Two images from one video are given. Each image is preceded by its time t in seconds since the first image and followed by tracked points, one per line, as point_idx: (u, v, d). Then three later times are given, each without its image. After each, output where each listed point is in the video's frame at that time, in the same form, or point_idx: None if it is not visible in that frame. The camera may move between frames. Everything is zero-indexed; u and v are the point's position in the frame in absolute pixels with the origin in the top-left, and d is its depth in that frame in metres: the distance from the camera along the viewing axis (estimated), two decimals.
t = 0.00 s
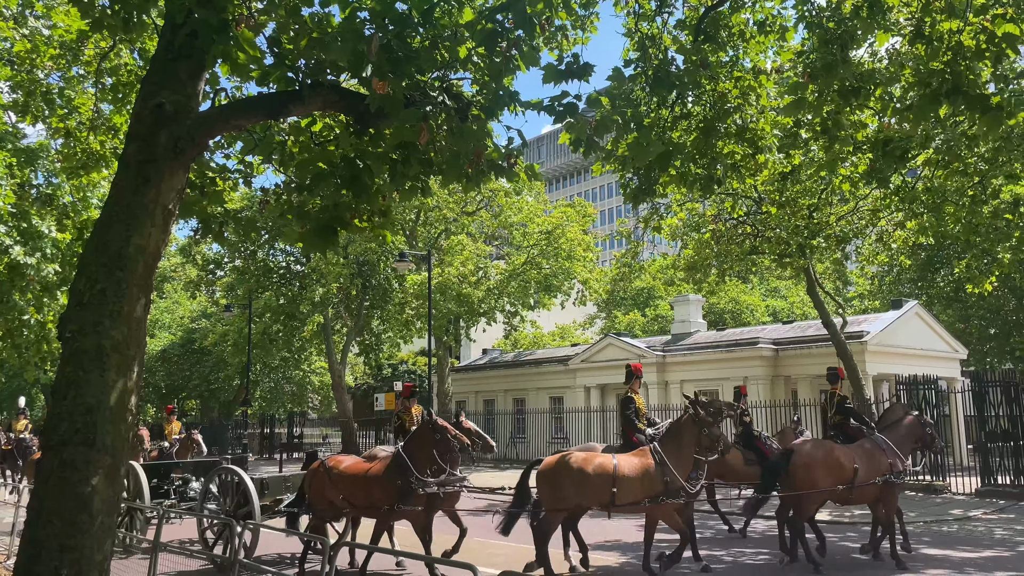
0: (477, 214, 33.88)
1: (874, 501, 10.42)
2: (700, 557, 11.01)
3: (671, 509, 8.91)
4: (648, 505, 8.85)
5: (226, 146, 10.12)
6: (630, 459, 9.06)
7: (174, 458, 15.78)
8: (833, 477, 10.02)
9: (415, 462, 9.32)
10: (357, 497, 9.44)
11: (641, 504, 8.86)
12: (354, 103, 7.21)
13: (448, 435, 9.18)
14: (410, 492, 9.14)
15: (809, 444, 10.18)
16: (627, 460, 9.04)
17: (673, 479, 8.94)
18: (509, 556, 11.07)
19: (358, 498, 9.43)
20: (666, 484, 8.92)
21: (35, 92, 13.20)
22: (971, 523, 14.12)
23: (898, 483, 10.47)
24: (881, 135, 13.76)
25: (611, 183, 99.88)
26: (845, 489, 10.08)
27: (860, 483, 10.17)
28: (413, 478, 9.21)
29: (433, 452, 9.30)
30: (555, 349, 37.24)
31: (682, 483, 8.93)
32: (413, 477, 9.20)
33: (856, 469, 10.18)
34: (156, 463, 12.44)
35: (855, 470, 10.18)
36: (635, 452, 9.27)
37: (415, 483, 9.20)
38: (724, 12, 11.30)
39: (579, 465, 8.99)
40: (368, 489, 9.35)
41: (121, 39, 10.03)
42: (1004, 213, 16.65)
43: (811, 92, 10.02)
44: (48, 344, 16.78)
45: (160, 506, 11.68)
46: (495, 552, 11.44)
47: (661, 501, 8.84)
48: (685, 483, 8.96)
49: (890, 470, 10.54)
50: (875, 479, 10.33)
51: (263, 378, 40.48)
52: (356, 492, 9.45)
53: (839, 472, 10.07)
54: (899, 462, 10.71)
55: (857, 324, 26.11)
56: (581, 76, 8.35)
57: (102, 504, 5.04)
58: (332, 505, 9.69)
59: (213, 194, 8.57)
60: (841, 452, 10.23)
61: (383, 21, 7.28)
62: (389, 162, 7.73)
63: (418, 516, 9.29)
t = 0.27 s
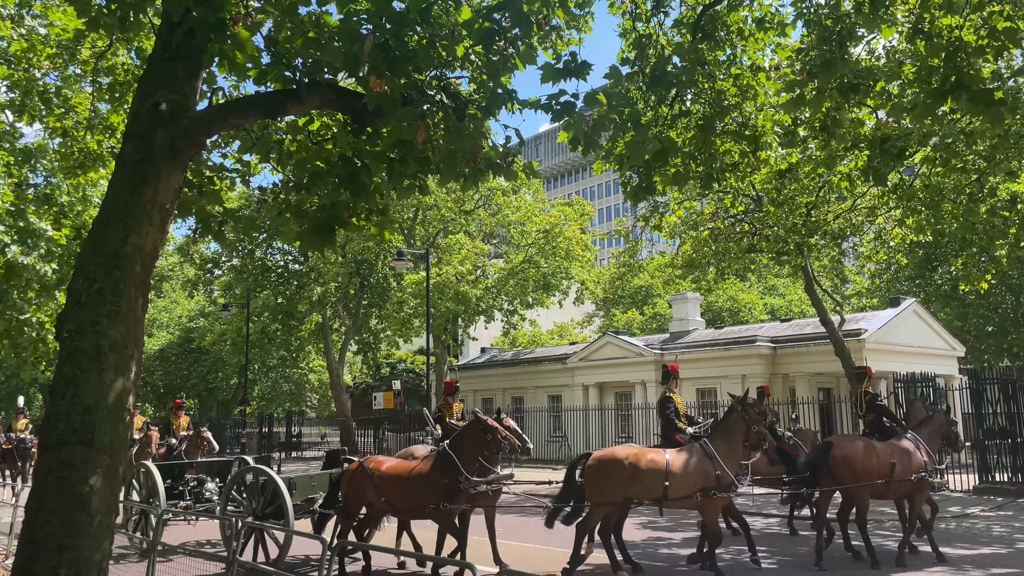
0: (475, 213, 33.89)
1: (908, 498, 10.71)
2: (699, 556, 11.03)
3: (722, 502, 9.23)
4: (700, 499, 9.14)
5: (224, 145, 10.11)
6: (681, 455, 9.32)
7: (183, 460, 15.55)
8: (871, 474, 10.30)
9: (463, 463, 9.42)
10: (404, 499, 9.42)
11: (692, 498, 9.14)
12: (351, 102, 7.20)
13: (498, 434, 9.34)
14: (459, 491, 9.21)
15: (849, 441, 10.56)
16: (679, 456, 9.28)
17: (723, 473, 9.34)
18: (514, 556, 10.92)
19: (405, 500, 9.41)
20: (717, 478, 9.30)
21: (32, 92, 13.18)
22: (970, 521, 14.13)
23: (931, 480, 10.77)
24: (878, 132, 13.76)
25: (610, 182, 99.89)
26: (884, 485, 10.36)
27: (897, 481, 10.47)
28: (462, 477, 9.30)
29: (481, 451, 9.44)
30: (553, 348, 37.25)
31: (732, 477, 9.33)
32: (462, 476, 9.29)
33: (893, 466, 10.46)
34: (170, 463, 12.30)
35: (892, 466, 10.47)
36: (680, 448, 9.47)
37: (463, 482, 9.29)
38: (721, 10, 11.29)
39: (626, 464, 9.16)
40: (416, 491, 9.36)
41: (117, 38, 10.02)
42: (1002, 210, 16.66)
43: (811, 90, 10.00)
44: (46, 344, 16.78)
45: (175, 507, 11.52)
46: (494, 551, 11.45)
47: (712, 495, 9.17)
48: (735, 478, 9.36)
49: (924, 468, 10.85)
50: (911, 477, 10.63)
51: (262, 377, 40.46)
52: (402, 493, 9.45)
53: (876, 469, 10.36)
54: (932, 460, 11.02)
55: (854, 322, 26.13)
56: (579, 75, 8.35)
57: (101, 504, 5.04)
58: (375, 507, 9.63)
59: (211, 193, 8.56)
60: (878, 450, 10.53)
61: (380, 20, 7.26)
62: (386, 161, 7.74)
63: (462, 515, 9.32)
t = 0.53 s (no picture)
0: (474, 210, 33.88)
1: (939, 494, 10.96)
2: (698, 553, 11.04)
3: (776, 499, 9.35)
4: (756, 496, 9.20)
5: (222, 143, 10.10)
6: (736, 451, 9.36)
7: (194, 457, 15.39)
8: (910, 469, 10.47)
9: (514, 458, 9.23)
10: (454, 494, 9.20)
11: (747, 494, 9.19)
12: (349, 101, 7.19)
13: (552, 430, 9.18)
14: (512, 487, 9.03)
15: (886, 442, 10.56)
16: (736, 453, 9.34)
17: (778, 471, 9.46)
18: (520, 555, 10.80)
19: (455, 495, 9.18)
20: (772, 476, 9.40)
21: (30, 91, 13.16)
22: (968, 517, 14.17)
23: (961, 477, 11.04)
24: (877, 129, 13.77)
25: (609, 179, 99.88)
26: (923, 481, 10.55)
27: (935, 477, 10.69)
28: (515, 474, 9.11)
29: (533, 447, 9.25)
30: (551, 345, 37.28)
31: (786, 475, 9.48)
32: (514, 473, 9.10)
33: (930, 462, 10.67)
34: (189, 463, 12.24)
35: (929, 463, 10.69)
36: (729, 446, 9.37)
37: (516, 478, 9.11)
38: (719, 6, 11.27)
39: (680, 461, 8.99)
40: (468, 486, 9.15)
41: (115, 37, 10.00)
42: (1000, 207, 16.67)
43: (811, 87, 10.00)
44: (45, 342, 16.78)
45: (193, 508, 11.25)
46: (493, 549, 11.45)
47: (767, 492, 9.22)
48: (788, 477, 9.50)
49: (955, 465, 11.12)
50: (946, 473, 10.87)
51: (261, 375, 40.46)
52: (452, 488, 9.21)
53: (915, 465, 10.54)
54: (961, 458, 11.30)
55: (853, 319, 26.16)
56: (577, 72, 8.35)
57: (100, 503, 5.03)
58: (419, 503, 9.33)
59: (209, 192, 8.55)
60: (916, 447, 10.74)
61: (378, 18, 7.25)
62: (384, 160, 7.75)
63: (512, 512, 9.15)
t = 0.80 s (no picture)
0: (473, 207, 33.87)
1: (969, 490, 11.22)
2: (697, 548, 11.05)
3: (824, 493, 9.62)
4: (810, 488, 9.52)
5: (220, 140, 10.07)
6: (788, 446, 9.64)
7: (205, 455, 15.37)
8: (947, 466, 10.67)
9: (567, 453, 8.99)
10: (509, 491, 8.99)
11: (802, 487, 9.48)
12: (348, 97, 7.17)
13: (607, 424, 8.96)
14: (567, 484, 8.82)
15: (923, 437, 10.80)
16: (788, 447, 9.63)
17: (829, 464, 9.78)
18: (518, 551, 10.82)
19: (511, 494, 8.97)
20: (822, 468, 9.72)
21: (27, 88, 13.12)
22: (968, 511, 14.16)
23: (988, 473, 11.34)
24: (876, 125, 13.73)
25: (609, 175, 99.87)
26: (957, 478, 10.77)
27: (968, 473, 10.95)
28: (570, 470, 8.90)
29: (586, 442, 9.03)
30: (550, 341, 37.29)
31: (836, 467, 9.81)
32: (570, 469, 8.89)
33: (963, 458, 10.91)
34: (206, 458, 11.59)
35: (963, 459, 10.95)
36: (780, 441, 9.67)
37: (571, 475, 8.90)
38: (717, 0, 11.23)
39: (735, 455, 9.26)
40: (522, 483, 8.93)
41: (112, 33, 9.96)
42: (999, 202, 16.65)
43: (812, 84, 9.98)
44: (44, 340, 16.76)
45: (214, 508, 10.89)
46: (493, 544, 11.47)
47: (818, 483, 9.56)
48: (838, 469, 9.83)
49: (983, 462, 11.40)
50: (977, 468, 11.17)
51: (260, 372, 40.47)
52: (506, 486, 9.00)
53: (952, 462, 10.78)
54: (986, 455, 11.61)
55: (852, 314, 26.17)
56: (576, 67, 8.33)
57: (99, 500, 5.03)
58: (472, 498, 9.13)
59: (207, 189, 8.53)
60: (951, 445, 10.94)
61: (375, 13, 7.22)
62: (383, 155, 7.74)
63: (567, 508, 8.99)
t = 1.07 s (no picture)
0: (472, 201, 33.84)
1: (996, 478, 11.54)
2: (696, 541, 11.08)
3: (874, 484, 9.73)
4: (862, 481, 9.61)
5: (218, 134, 10.04)
6: (836, 438, 9.81)
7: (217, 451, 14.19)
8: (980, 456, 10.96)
9: (621, 442, 9.24)
10: (563, 481, 8.96)
11: (854, 479, 9.58)
12: (346, 91, 7.16)
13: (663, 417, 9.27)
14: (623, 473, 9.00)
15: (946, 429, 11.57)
16: (836, 439, 9.80)
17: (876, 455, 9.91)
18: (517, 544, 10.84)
19: (565, 481, 8.94)
20: (871, 461, 9.84)
21: (24, 82, 13.09)
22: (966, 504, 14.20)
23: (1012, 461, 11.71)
24: (876, 118, 13.69)
25: (608, 169, 99.76)
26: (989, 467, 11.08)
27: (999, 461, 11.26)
28: (625, 459, 9.14)
29: (641, 432, 9.31)
30: (550, 336, 37.30)
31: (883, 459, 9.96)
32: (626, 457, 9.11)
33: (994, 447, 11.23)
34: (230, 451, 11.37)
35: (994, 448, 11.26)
36: (831, 433, 9.83)
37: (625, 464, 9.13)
38: None
39: (789, 445, 9.40)
40: (578, 471, 8.95)
41: (109, 28, 9.93)
42: (999, 195, 16.63)
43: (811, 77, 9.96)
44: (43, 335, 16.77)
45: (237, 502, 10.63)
46: (493, 537, 11.51)
47: (870, 476, 9.66)
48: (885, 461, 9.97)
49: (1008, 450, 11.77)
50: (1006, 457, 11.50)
51: (259, 367, 40.50)
52: (560, 475, 8.96)
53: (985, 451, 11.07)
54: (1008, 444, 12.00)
55: (851, 308, 26.20)
56: (574, 61, 8.31)
57: (99, 494, 5.04)
58: (524, 488, 9.09)
59: (206, 183, 8.52)
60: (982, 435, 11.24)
61: (372, 7, 7.19)
62: (381, 150, 7.74)
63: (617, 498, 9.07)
